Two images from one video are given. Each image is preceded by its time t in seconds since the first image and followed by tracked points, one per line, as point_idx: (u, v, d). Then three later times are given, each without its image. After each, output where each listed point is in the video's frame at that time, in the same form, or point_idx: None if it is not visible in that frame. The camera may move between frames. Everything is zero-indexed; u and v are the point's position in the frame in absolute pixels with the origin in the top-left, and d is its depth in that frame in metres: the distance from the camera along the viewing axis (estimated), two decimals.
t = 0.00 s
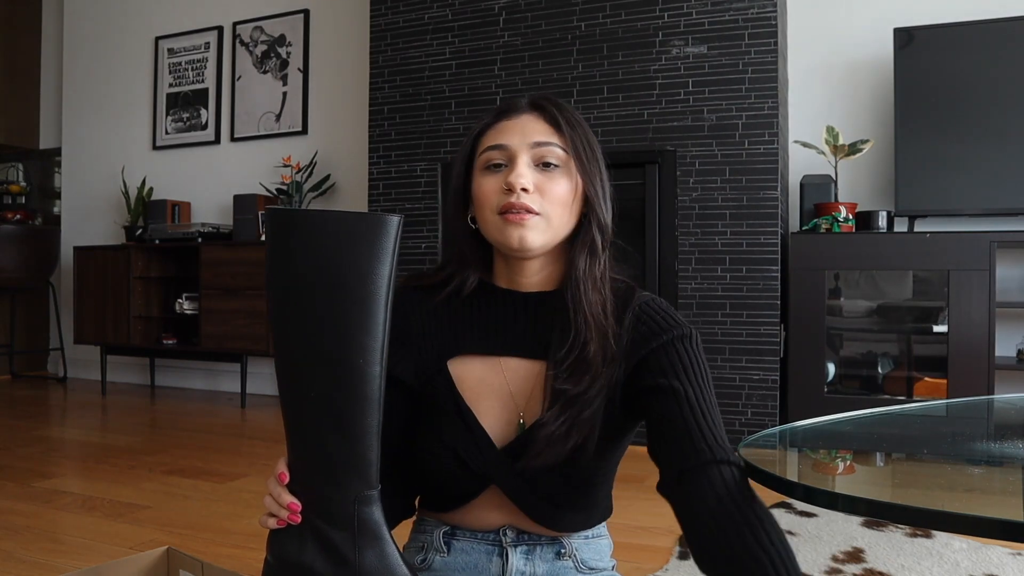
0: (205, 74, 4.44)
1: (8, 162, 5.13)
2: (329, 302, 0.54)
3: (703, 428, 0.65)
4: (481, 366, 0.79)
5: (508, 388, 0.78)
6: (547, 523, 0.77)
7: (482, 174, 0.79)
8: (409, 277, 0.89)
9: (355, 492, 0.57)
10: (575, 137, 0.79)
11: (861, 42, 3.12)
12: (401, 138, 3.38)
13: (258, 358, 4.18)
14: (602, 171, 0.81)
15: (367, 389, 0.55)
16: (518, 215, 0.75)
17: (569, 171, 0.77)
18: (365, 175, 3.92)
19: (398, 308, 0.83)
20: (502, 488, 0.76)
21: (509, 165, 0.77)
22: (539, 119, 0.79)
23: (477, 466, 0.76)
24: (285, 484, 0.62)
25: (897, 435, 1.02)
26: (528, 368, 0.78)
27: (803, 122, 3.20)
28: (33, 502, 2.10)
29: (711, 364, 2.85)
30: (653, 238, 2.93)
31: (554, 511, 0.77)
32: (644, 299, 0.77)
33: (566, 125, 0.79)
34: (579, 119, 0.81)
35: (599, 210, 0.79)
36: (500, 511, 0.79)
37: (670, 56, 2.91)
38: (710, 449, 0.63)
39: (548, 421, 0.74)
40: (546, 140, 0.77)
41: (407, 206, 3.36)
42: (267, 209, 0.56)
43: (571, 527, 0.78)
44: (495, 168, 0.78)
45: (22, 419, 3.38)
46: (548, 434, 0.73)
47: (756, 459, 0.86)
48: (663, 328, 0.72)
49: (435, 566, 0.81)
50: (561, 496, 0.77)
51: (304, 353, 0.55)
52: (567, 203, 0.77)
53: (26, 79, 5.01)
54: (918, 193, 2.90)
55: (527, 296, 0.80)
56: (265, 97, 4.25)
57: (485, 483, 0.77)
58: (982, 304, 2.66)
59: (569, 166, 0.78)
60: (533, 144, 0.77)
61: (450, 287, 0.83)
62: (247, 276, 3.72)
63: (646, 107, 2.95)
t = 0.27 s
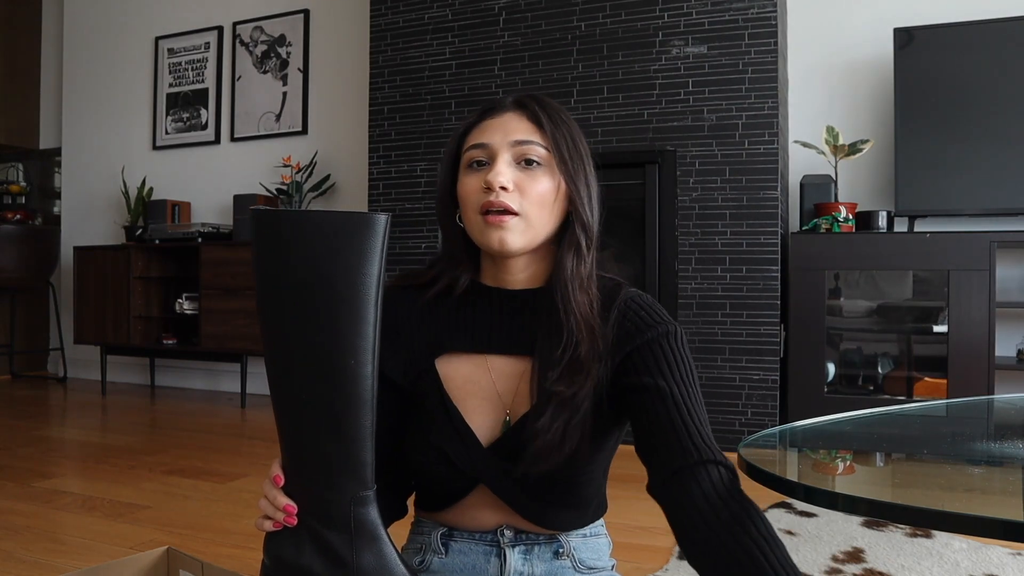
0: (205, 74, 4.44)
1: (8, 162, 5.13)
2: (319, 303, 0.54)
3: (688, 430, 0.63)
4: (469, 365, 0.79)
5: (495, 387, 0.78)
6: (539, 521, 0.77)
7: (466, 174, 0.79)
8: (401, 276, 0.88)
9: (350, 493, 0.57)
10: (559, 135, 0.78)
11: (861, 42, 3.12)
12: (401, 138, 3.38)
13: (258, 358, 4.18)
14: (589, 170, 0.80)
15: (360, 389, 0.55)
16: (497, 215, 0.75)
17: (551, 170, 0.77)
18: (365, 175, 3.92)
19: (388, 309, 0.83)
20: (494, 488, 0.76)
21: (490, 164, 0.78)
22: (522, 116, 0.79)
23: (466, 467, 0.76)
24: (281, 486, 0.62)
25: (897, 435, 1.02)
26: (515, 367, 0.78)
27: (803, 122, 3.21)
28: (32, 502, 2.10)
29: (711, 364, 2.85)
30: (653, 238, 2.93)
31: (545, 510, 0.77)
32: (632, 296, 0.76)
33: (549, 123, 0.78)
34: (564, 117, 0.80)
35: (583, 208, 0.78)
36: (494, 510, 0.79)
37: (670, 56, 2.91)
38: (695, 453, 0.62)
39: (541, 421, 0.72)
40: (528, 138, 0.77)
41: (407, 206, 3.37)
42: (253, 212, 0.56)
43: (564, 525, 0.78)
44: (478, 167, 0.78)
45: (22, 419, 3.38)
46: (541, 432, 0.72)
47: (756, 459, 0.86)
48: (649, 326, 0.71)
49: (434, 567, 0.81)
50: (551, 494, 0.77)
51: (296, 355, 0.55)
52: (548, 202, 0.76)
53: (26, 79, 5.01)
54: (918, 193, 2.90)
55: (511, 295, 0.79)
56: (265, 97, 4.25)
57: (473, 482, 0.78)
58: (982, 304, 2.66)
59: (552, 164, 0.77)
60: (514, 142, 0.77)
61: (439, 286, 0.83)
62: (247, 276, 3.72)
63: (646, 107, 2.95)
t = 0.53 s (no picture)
0: (205, 73, 4.44)
1: (8, 162, 5.13)
2: (321, 303, 0.53)
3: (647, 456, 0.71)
4: (464, 364, 0.80)
5: (490, 384, 0.79)
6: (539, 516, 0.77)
7: (451, 181, 0.78)
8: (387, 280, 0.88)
9: (351, 491, 0.57)
10: (540, 138, 0.78)
11: (861, 42, 3.12)
12: (401, 138, 3.38)
13: (258, 358, 4.18)
14: (572, 168, 0.81)
15: (362, 387, 0.55)
16: (488, 223, 0.75)
17: (536, 174, 0.77)
18: (365, 175, 3.92)
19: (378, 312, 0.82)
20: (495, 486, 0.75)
21: (476, 171, 0.77)
22: (504, 121, 0.79)
23: (466, 465, 0.76)
24: (282, 484, 0.62)
25: (897, 436, 1.02)
26: (508, 365, 0.79)
27: (803, 122, 3.20)
28: (32, 502, 2.10)
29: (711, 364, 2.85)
30: (653, 238, 2.93)
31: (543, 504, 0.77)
32: (621, 296, 0.80)
33: (530, 127, 0.78)
34: (543, 119, 0.80)
35: (567, 210, 0.79)
36: (493, 507, 0.79)
37: (670, 56, 2.91)
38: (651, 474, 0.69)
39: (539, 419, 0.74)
40: (511, 143, 0.77)
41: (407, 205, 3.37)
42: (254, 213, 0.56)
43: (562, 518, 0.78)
44: (463, 174, 0.78)
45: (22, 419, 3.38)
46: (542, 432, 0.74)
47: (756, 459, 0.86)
48: (637, 336, 0.75)
49: (435, 566, 0.80)
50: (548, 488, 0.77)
51: (298, 354, 0.55)
52: (535, 207, 0.77)
53: (26, 79, 5.01)
54: (918, 193, 2.90)
55: (509, 294, 0.81)
56: (265, 96, 4.25)
57: (473, 479, 0.77)
58: (982, 304, 2.66)
59: (536, 169, 0.77)
60: (498, 149, 0.77)
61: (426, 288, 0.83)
62: (247, 276, 3.72)
63: (646, 107, 2.95)
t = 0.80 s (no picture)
0: (205, 74, 4.44)
1: (8, 162, 5.13)
2: (337, 300, 0.53)
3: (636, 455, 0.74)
4: (462, 363, 0.81)
5: (488, 382, 0.79)
6: (538, 512, 0.78)
7: (446, 199, 0.75)
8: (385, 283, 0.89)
9: (360, 487, 0.57)
10: (535, 156, 0.77)
11: (861, 42, 3.12)
12: (401, 138, 3.38)
13: (258, 358, 4.18)
14: (564, 181, 0.80)
15: (374, 385, 0.55)
16: (485, 244, 0.72)
17: (531, 192, 0.75)
18: (365, 174, 3.92)
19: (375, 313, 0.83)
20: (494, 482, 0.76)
21: (472, 191, 0.74)
22: (499, 139, 0.77)
23: (465, 462, 0.77)
24: (293, 480, 0.62)
25: (897, 436, 1.02)
26: (506, 362, 0.79)
27: (803, 122, 3.20)
28: (33, 501, 2.10)
29: (711, 364, 2.85)
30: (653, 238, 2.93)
31: (539, 500, 0.77)
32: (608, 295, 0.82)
33: (525, 144, 0.77)
34: (537, 133, 0.79)
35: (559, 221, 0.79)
36: (493, 503, 0.79)
37: (670, 56, 2.91)
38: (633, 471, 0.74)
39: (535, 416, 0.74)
40: (507, 163, 0.75)
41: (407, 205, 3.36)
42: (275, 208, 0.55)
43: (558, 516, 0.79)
44: (458, 193, 0.75)
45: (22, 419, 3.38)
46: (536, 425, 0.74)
47: (756, 459, 0.86)
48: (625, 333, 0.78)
49: (435, 565, 0.80)
50: (545, 487, 0.78)
51: (312, 350, 0.55)
52: (531, 227, 0.74)
53: (26, 79, 5.01)
54: (918, 193, 2.90)
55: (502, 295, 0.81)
56: (265, 96, 4.25)
57: (473, 478, 0.77)
58: (982, 304, 2.66)
59: (532, 186, 0.75)
60: (495, 169, 0.74)
61: (420, 291, 0.83)
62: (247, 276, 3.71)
63: (646, 107, 2.95)
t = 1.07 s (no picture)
0: (205, 74, 4.44)
1: (8, 162, 5.13)
2: (330, 298, 0.53)
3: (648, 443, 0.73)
4: (464, 361, 0.80)
5: (491, 379, 0.79)
6: (541, 508, 0.78)
7: (440, 196, 0.76)
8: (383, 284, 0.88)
9: (356, 485, 0.57)
10: (526, 150, 0.77)
11: (861, 42, 3.12)
12: (401, 138, 3.38)
13: (258, 358, 4.18)
14: (560, 176, 0.80)
15: (369, 383, 0.55)
16: (479, 240, 0.73)
17: (524, 186, 0.75)
18: (365, 174, 3.92)
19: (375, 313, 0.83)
20: (501, 477, 0.76)
21: (466, 187, 0.74)
22: (490, 135, 0.77)
23: (471, 458, 0.76)
24: (289, 481, 0.62)
25: (898, 436, 1.02)
26: (507, 360, 0.80)
27: (803, 122, 3.20)
28: (32, 501, 2.10)
29: (711, 364, 2.85)
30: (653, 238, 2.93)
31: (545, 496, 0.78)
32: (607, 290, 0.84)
33: (517, 138, 0.77)
34: (529, 127, 0.79)
35: (556, 214, 0.78)
36: (494, 501, 0.79)
37: (670, 56, 2.91)
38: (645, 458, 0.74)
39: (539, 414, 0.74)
40: (499, 158, 0.75)
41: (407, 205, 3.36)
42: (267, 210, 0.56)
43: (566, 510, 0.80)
44: (452, 191, 0.75)
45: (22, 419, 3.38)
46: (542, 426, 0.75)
47: (756, 459, 0.86)
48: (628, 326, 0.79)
49: (436, 565, 0.80)
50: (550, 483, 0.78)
51: (307, 350, 0.55)
52: (525, 220, 0.75)
53: (26, 79, 5.01)
54: (918, 193, 2.90)
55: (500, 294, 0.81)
56: (265, 96, 4.25)
57: (477, 473, 0.77)
58: (982, 304, 2.66)
59: (524, 182, 0.75)
60: (487, 165, 0.74)
61: (419, 292, 0.83)
62: (247, 276, 3.71)
63: (646, 107, 2.95)
